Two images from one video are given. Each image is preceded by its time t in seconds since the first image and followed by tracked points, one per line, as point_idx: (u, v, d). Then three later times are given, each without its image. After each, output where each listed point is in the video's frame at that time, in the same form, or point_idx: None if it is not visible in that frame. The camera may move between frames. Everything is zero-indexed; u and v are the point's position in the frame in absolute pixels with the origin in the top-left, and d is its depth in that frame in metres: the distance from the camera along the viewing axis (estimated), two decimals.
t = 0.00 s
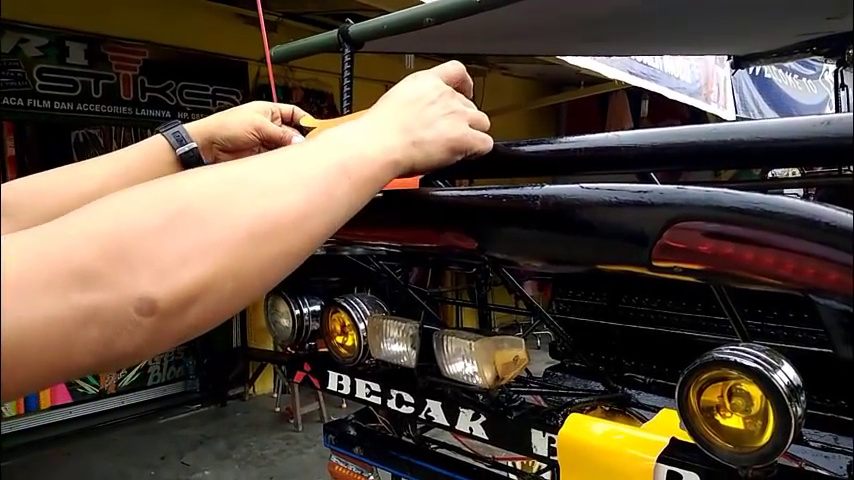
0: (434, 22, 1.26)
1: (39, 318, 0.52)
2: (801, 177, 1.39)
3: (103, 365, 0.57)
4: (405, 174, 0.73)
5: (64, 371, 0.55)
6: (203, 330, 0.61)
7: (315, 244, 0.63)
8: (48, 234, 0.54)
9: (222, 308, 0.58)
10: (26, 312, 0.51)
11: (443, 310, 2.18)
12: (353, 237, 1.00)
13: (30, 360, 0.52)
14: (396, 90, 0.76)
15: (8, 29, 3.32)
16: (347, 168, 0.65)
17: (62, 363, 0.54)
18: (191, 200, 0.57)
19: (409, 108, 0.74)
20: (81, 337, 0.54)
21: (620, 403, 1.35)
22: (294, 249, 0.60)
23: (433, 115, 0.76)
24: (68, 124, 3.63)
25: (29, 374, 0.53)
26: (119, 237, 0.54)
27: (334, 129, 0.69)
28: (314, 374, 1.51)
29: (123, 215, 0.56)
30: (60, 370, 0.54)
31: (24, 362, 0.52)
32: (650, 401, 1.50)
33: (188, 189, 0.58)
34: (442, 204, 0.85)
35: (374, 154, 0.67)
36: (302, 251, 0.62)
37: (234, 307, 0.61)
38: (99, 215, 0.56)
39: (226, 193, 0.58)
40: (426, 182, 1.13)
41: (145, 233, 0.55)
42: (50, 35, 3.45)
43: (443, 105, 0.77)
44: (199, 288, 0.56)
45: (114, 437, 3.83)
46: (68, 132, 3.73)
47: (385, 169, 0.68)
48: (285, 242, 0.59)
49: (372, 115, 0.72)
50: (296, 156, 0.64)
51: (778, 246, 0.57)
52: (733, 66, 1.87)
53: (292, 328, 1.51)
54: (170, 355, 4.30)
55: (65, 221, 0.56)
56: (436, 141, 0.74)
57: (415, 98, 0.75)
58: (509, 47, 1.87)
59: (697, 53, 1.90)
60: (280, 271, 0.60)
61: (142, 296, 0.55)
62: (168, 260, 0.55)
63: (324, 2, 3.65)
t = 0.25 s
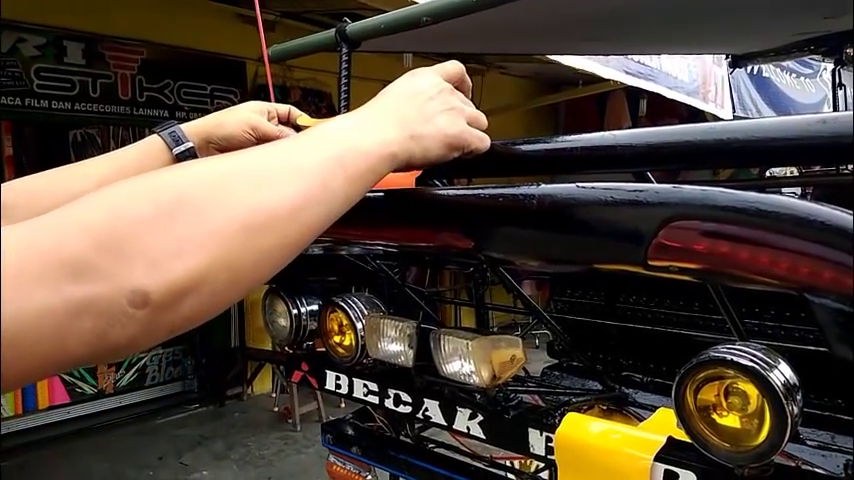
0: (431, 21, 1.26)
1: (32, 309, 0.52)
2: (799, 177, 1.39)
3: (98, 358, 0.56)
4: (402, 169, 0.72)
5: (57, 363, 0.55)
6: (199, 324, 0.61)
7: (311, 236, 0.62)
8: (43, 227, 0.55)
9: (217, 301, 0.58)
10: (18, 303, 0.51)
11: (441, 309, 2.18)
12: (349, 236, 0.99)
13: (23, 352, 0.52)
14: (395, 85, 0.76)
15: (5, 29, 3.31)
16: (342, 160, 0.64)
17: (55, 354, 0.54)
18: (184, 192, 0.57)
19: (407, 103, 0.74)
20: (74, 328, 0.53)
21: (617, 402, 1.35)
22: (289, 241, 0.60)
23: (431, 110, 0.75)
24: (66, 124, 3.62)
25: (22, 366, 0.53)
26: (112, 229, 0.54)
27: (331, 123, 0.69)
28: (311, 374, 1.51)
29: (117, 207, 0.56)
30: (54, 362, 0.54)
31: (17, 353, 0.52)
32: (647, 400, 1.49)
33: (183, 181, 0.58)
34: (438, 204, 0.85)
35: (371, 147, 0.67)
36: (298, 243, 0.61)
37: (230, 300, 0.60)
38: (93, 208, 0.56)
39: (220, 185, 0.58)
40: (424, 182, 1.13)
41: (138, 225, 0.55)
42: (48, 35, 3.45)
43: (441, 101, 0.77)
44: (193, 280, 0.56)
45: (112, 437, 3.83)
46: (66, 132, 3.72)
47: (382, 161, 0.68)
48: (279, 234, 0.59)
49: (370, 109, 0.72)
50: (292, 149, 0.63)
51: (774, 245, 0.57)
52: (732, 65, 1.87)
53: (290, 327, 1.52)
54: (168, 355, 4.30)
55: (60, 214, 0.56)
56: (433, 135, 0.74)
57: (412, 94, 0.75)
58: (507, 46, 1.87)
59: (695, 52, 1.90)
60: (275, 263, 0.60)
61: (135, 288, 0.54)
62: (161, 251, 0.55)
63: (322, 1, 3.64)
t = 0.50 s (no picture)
0: (430, 22, 1.26)
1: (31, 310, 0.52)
2: (798, 177, 1.39)
3: (98, 355, 0.58)
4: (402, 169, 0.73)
5: (58, 360, 0.56)
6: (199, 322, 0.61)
7: (309, 237, 0.62)
8: (44, 226, 0.55)
9: (215, 301, 0.59)
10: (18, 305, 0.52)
11: (440, 310, 2.18)
12: (348, 237, 1.00)
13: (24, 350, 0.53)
14: (396, 86, 0.76)
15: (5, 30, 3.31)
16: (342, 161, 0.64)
17: (55, 352, 0.55)
18: (183, 192, 0.57)
19: (408, 104, 0.74)
20: (73, 328, 0.54)
21: (616, 402, 1.35)
22: (287, 242, 0.60)
23: (431, 111, 0.75)
24: (65, 125, 3.63)
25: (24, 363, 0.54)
26: (111, 229, 0.55)
27: (332, 122, 0.69)
28: (310, 374, 1.52)
29: (116, 208, 0.56)
30: (54, 360, 0.56)
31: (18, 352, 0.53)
32: (646, 400, 1.50)
33: (182, 182, 0.58)
34: (436, 204, 0.86)
35: (371, 148, 0.67)
36: (296, 244, 0.61)
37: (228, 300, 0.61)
38: (93, 208, 0.56)
39: (219, 186, 0.58)
40: (423, 183, 1.13)
41: (137, 226, 0.55)
42: (47, 36, 3.45)
43: (441, 102, 0.77)
44: (190, 281, 0.56)
45: (112, 437, 3.83)
46: (65, 133, 3.72)
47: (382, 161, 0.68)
48: (277, 236, 0.59)
49: (371, 109, 0.72)
50: (292, 150, 0.63)
51: (770, 246, 0.57)
52: (730, 66, 1.88)
53: (289, 328, 1.52)
54: (167, 355, 4.30)
55: (61, 212, 0.56)
56: (433, 136, 0.74)
57: (413, 95, 0.75)
58: (505, 47, 1.87)
59: (693, 52, 1.90)
60: (274, 264, 0.60)
61: (134, 288, 0.55)
62: (158, 253, 0.55)
63: (322, 2, 3.65)
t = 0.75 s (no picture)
0: (428, 24, 1.26)
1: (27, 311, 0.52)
2: (794, 180, 1.40)
3: (95, 353, 0.58)
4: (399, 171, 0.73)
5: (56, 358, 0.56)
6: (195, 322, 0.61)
7: (306, 239, 0.62)
8: (40, 226, 0.55)
9: (212, 302, 0.58)
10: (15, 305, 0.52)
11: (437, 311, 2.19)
12: (346, 239, 1.00)
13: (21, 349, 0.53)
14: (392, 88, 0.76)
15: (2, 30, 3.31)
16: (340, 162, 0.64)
17: (52, 351, 0.55)
18: (180, 194, 0.57)
19: (407, 108, 0.74)
20: (70, 329, 0.54)
21: (612, 404, 1.36)
22: (283, 244, 0.60)
23: (429, 115, 0.76)
24: (62, 125, 3.62)
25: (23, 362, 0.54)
26: (108, 230, 0.54)
27: (331, 125, 0.68)
28: (307, 375, 1.53)
29: (114, 209, 0.55)
30: (52, 360, 0.55)
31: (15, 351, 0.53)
32: (642, 402, 1.52)
33: (180, 184, 0.58)
34: (433, 206, 0.86)
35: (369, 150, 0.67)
36: (293, 247, 0.61)
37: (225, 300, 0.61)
38: (91, 209, 0.56)
39: (217, 188, 0.58)
40: (420, 185, 1.13)
41: (134, 227, 0.55)
42: (45, 36, 3.45)
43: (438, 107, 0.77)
44: (186, 282, 0.56)
45: (108, 438, 3.82)
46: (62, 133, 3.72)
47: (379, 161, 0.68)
48: (274, 238, 0.59)
49: (369, 111, 0.72)
50: (289, 152, 0.63)
51: (763, 250, 0.58)
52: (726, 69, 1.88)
53: (286, 329, 1.51)
54: (164, 356, 4.30)
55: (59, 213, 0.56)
56: (430, 139, 0.74)
57: (410, 98, 0.75)
58: (502, 50, 1.88)
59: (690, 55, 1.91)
60: (270, 265, 0.60)
61: (130, 290, 0.55)
62: (154, 254, 0.55)
63: (320, 3, 3.65)
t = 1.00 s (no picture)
0: (429, 25, 1.26)
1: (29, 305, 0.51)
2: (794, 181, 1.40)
3: (95, 350, 0.56)
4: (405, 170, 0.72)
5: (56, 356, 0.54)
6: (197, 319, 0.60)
7: (310, 237, 0.62)
8: (40, 221, 0.54)
9: (215, 298, 0.58)
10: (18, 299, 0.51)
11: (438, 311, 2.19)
12: (348, 239, 1.00)
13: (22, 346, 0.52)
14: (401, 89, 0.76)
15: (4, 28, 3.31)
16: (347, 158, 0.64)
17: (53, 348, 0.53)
18: (183, 190, 0.56)
19: (413, 106, 0.74)
20: (72, 324, 0.53)
21: (612, 404, 1.36)
22: (286, 240, 0.60)
23: (435, 111, 0.76)
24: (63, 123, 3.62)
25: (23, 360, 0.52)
26: (111, 225, 0.53)
27: (334, 123, 0.68)
28: (307, 375, 1.53)
29: (116, 205, 0.55)
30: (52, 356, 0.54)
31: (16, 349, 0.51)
32: (642, 402, 1.52)
33: (183, 180, 0.57)
34: (434, 207, 0.86)
35: (375, 146, 0.67)
36: (296, 243, 0.61)
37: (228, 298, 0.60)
38: (94, 203, 0.55)
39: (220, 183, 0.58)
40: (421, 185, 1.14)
41: (137, 222, 0.54)
42: (46, 34, 3.46)
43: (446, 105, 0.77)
44: (190, 277, 0.55)
45: (108, 436, 3.83)
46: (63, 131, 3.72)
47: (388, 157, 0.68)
48: (278, 233, 0.59)
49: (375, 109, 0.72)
50: (293, 149, 0.63)
51: (765, 251, 0.58)
52: (728, 70, 1.88)
53: (286, 329, 1.52)
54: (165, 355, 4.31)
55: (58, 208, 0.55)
56: (438, 135, 0.73)
57: (417, 96, 0.76)
58: (503, 50, 1.88)
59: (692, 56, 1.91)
60: (274, 261, 0.60)
61: (133, 284, 0.54)
62: (157, 249, 0.54)
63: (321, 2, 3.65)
